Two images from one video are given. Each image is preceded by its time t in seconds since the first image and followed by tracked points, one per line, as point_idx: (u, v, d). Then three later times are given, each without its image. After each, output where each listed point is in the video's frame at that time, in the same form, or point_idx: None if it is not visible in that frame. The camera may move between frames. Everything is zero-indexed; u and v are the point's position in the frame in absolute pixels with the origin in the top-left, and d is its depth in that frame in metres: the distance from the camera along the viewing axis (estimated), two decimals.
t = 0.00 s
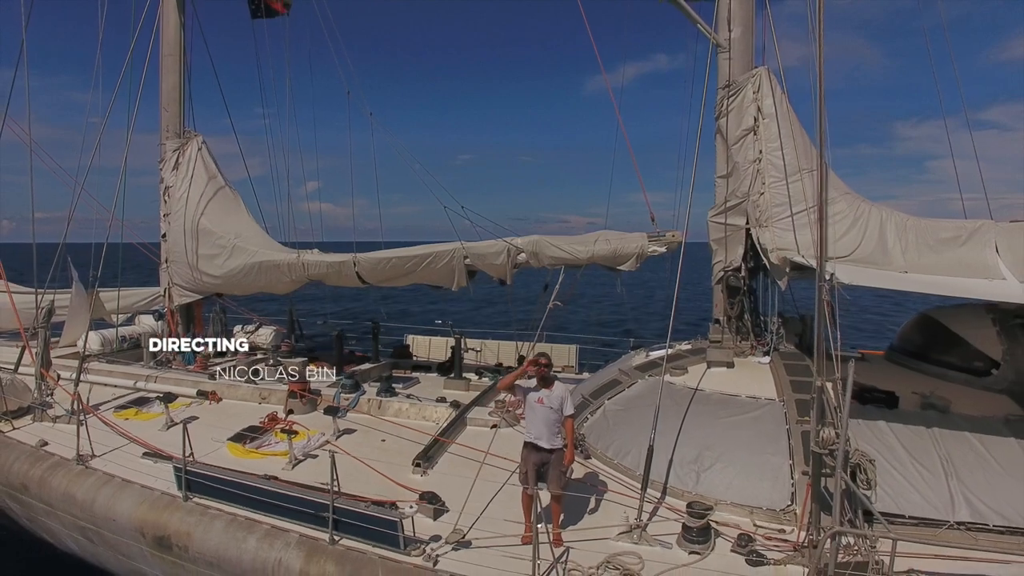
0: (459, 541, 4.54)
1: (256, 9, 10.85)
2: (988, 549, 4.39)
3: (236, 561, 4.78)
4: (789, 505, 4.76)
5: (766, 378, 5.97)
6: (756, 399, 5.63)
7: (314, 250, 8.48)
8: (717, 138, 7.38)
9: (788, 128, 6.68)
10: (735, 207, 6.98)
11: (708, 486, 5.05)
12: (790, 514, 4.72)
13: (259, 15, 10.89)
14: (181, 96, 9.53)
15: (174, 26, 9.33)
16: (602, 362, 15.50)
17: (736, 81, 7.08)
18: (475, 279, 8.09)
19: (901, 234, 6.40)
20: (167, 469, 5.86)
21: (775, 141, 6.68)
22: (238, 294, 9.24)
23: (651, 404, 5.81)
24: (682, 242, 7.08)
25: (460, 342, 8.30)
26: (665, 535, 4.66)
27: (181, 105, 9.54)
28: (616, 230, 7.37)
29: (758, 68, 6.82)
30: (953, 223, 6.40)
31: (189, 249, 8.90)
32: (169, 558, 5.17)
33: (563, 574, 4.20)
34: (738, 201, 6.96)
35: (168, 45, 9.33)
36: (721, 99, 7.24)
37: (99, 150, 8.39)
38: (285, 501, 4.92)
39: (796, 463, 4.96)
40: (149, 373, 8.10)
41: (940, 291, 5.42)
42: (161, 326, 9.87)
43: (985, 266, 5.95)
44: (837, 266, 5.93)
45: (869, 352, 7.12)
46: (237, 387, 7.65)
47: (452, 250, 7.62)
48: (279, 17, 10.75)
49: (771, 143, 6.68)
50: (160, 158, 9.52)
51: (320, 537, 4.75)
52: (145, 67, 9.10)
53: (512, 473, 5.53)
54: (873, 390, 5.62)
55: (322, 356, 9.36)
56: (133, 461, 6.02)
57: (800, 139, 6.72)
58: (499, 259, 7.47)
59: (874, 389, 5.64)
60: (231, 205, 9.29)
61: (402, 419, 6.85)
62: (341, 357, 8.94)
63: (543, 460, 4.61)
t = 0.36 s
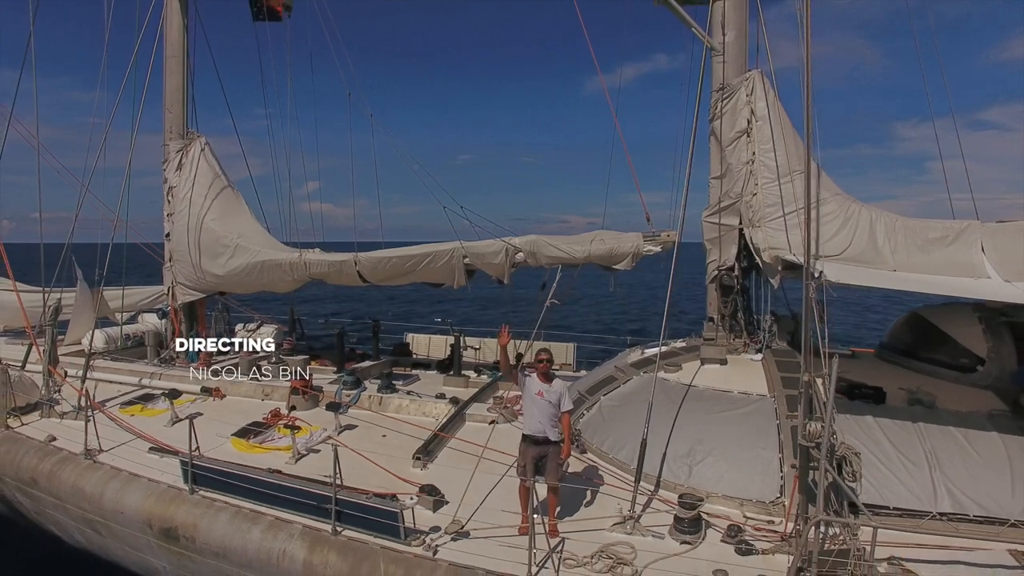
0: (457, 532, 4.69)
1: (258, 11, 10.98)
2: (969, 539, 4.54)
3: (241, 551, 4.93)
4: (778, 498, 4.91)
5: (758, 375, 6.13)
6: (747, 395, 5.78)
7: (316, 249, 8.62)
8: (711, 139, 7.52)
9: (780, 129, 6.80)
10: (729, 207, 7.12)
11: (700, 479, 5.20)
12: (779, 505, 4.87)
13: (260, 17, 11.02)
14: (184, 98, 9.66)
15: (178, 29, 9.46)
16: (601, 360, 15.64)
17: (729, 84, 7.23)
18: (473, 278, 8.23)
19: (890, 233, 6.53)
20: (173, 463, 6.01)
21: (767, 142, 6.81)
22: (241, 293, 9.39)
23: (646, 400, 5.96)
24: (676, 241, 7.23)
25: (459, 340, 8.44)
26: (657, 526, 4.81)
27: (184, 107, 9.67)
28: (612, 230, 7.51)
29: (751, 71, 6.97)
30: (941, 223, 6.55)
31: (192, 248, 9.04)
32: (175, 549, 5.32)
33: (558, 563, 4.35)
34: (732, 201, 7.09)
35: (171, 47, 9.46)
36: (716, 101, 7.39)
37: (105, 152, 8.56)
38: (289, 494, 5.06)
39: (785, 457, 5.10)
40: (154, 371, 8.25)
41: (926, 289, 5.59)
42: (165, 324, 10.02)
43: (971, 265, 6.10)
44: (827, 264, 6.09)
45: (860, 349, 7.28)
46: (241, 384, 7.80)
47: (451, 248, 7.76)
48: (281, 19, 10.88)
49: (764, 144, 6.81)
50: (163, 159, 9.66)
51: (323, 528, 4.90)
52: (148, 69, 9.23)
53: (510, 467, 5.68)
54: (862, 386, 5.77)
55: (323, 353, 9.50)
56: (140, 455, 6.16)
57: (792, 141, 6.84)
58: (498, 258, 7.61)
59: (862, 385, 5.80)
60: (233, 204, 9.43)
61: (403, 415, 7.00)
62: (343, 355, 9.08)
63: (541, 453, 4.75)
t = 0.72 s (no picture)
0: (456, 521, 4.93)
1: (260, 15, 11.15)
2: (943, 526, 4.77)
3: (250, 541, 5.16)
4: (763, 488, 5.13)
5: (746, 371, 6.35)
6: (735, 390, 6.00)
7: (318, 250, 8.83)
8: (702, 142, 7.72)
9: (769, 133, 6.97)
10: (720, 209, 7.30)
11: (688, 471, 5.43)
12: (764, 496, 5.09)
13: (262, 21, 11.19)
14: (188, 102, 9.85)
15: (182, 34, 9.65)
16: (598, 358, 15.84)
17: (720, 88, 7.42)
18: (471, 277, 8.44)
19: (875, 233, 6.71)
20: (181, 458, 6.23)
21: (756, 146, 6.98)
22: (244, 293, 9.59)
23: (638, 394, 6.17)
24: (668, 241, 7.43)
25: (457, 338, 8.66)
26: (647, 515, 5.03)
27: (188, 110, 9.87)
28: (606, 231, 7.72)
29: (741, 76, 7.17)
30: (923, 223, 6.75)
31: (197, 249, 9.24)
32: (186, 540, 5.55)
33: (552, 551, 4.58)
34: (722, 202, 7.27)
35: (175, 52, 9.65)
36: (707, 105, 7.60)
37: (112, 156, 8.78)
38: (295, 486, 5.29)
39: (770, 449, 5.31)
40: (160, 369, 8.47)
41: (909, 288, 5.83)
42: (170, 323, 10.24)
43: (952, 265, 6.31)
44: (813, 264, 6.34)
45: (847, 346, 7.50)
46: (245, 381, 8.01)
47: (450, 249, 7.96)
48: (283, 23, 11.06)
49: (753, 147, 6.98)
50: (168, 162, 9.87)
51: (328, 519, 5.12)
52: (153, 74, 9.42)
53: (506, 460, 5.90)
54: (845, 381, 5.99)
55: (325, 351, 9.71)
56: (150, 451, 6.39)
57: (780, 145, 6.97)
58: (495, 258, 7.82)
59: (846, 380, 6.01)
60: (236, 206, 9.63)
61: (403, 411, 7.21)
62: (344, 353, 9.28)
63: (536, 446, 4.96)
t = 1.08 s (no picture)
0: (456, 501, 5.26)
1: (262, 18, 11.40)
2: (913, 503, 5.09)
3: (262, 521, 5.49)
4: (745, 469, 5.44)
5: (732, 359, 6.66)
6: (721, 377, 6.29)
7: (321, 246, 9.12)
8: (692, 140, 8.00)
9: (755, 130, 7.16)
10: (708, 204, 7.58)
11: (675, 454, 5.75)
12: (746, 476, 5.41)
13: (264, 23, 11.44)
14: (194, 103, 10.14)
15: (187, 37, 9.92)
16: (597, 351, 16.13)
17: (708, 88, 7.70)
18: (470, 272, 8.73)
19: (855, 228, 6.98)
20: (195, 445, 6.56)
21: (743, 144, 7.19)
22: (250, 288, 9.89)
23: (628, 382, 6.49)
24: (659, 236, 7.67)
25: (457, 331, 8.96)
26: (635, 494, 5.35)
27: (194, 112, 10.15)
28: (599, 226, 8.02)
29: (728, 77, 7.43)
30: (902, 217, 7.02)
31: (204, 246, 9.54)
32: (201, 521, 5.88)
33: (546, 528, 4.92)
34: (710, 198, 7.53)
35: (180, 55, 9.92)
36: (695, 105, 7.88)
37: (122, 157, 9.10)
38: (304, 470, 5.61)
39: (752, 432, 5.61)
40: (170, 362, 8.81)
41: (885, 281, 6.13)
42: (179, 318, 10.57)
43: (928, 258, 6.61)
44: (793, 258, 6.68)
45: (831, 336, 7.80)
46: (253, 373, 8.33)
47: (449, 244, 8.26)
48: (284, 25, 11.32)
49: (739, 145, 7.20)
50: (175, 162, 10.16)
51: (335, 500, 5.45)
52: (159, 77, 9.70)
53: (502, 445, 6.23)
54: (825, 368, 6.30)
55: (329, 345, 10.03)
56: (164, 439, 6.71)
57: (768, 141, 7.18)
58: (492, 253, 8.12)
59: (826, 367, 6.32)
60: (241, 204, 9.91)
61: (405, 400, 7.53)
62: (347, 346, 9.59)
63: (531, 429, 5.28)
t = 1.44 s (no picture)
0: (456, 477, 5.70)
1: (266, 22, 11.79)
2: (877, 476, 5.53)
3: (277, 498, 5.94)
4: (725, 447, 5.87)
5: (716, 346, 7.09)
6: (704, 363, 6.71)
7: (327, 243, 9.54)
8: (679, 140, 8.41)
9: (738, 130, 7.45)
10: (694, 201, 7.95)
11: (660, 434, 6.18)
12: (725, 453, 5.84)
13: (268, 27, 11.82)
14: (203, 106, 10.55)
15: (195, 43, 10.31)
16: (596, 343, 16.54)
17: (693, 90, 8.11)
18: (469, 266, 9.16)
19: (832, 222, 7.38)
20: (212, 430, 7.01)
21: (727, 142, 7.47)
22: (258, 283, 10.31)
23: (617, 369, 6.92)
24: (648, 231, 8.00)
25: (457, 323, 9.38)
26: (622, 470, 5.79)
27: (203, 114, 10.56)
28: (591, 222, 8.43)
29: (712, 79, 7.82)
30: (876, 211, 7.43)
31: (214, 243, 9.96)
32: (220, 500, 6.34)
33: (539, 501, 5.36)
34: (696, 195, 7.90)
35: (189, 60, 10.32)
36: (682, 106, 8.29)
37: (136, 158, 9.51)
38: (315, 451, 6.05)
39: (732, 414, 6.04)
40: (184, 354, 9.26)
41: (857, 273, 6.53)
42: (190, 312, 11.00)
43: (898, 250, 7.02)
44: (770, 252, 7.07)
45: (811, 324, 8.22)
46: (263, 363, 8.77)
47: (449, 240, 8.68)
48: (288, 29, 11.71)
49: (724, 145, 7.47)
50: (185, 162, 10.57)
51: (345, 478, 5.89)
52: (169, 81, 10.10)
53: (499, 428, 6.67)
54: (801, 354, 6.72)
55: (334, 337, 10.46)
56: (183, 425, 7.17)
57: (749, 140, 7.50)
58: (490, 249, 8.54)
59: (802, 353, 6.74)
60: (249, 202, 10.33)
61: (408, 387, 7.97)
62: (352, 338, 10.01)
63: (526, 410, 5.72)
